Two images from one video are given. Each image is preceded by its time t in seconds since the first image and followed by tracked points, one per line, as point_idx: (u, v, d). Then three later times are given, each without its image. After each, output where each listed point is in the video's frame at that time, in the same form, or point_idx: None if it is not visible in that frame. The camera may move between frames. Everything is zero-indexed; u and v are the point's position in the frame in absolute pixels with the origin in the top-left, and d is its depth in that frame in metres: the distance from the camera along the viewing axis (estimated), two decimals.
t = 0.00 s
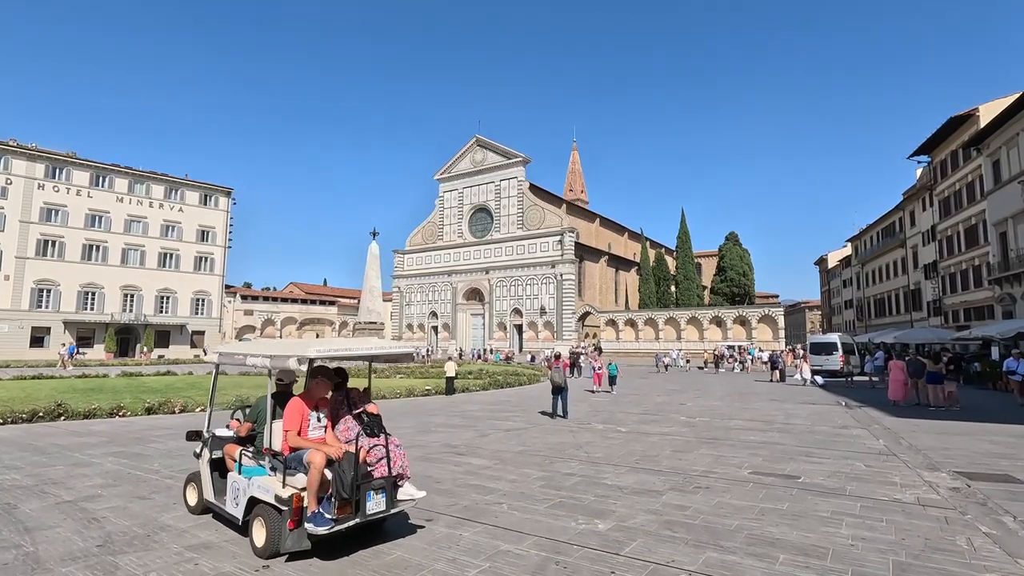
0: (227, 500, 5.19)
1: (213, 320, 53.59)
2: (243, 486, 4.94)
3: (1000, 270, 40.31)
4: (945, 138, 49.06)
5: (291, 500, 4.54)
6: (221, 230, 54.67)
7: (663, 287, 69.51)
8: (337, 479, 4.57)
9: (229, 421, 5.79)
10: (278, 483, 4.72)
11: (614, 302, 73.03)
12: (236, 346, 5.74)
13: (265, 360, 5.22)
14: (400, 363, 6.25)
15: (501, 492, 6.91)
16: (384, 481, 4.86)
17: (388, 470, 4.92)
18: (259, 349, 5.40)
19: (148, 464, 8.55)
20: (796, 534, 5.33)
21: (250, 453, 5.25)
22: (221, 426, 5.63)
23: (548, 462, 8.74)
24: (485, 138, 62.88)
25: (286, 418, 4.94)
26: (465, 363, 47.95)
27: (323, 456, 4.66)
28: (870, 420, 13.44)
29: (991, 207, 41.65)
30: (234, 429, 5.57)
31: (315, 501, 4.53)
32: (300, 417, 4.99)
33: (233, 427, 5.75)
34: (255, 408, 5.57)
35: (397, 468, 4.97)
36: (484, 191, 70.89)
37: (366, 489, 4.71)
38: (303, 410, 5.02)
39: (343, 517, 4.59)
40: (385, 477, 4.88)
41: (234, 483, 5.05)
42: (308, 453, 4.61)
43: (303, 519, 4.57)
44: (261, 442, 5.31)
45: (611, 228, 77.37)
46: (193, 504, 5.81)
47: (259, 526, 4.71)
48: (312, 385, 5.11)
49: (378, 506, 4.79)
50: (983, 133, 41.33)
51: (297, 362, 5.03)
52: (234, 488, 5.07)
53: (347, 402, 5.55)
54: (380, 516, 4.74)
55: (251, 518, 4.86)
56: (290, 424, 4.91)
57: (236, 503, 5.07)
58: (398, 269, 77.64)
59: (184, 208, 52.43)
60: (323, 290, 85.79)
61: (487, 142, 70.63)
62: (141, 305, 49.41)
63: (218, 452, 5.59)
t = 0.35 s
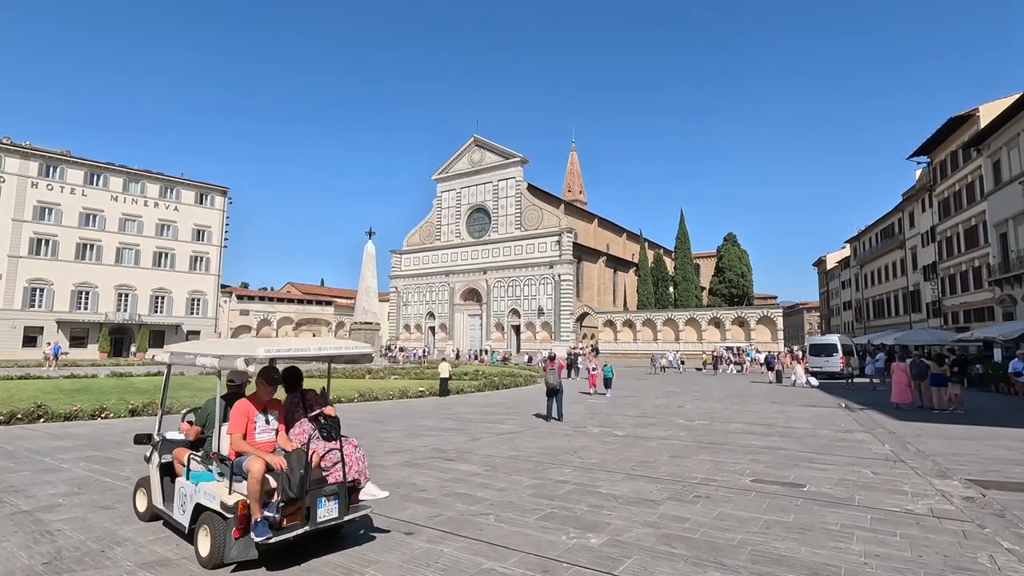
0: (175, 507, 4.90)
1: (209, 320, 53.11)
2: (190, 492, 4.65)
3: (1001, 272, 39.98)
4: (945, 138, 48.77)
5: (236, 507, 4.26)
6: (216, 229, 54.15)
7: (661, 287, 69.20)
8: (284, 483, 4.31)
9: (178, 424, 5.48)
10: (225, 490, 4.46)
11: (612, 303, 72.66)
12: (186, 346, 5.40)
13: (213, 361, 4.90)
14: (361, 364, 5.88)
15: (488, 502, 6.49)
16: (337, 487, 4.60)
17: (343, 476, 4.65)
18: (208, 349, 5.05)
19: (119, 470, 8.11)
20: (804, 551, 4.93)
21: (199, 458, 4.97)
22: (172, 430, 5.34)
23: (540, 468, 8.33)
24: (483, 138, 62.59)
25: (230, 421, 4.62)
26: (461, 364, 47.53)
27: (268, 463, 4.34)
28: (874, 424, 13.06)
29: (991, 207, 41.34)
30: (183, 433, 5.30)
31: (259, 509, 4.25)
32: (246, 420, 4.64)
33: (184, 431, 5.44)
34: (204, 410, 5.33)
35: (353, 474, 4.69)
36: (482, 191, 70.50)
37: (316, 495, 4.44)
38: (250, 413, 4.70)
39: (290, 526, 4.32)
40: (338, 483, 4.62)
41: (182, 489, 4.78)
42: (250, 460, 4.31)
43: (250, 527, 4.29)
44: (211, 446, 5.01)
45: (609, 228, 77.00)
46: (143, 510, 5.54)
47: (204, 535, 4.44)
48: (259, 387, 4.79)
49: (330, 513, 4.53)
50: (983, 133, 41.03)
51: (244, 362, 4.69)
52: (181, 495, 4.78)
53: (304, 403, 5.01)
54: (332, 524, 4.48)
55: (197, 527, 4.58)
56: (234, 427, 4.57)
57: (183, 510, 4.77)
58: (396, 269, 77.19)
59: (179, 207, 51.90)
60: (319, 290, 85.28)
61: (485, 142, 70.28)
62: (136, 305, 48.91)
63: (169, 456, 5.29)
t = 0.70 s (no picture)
0: (106, 517, 4.58)
1: (198, 320, 52.36)
2: (119, 501, 4.34)
3: (993, 272, 39.95)
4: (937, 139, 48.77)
5: (165, 517, 3.97)
6: (206, 227, 53.36)
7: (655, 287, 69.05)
8: (219, 490, 4.05)
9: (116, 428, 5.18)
10: (155, 500, 4.15)
11: (606, 303, 72.42)
12: (123, 347, 5.09)
13: (146, 362, 4.60)
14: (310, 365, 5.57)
15: (467, 514, 6.05)
16: (278, 495, 4.35)
17: (285, 484, 4.39)
18: (142, 349, 4.72)
19: (77, 479, 7.59)
20: (805, 570, 4.55)
21: (131, 465, 4.62)
22: (109, 435, 5.04)
23: (525, 475, 7.93)
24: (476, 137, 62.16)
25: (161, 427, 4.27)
26: (453, 364, 47.10)
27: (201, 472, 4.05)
28: (870, 426, 12.78)
29: (983, 208, 41.32)
30: (116, 437, 4.96)
31: (188, 521, 3.95)
32: (180, 424, 4.31)
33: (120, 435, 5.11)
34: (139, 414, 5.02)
35: (296, 482, 4.44)
36: (475, 189, 70.00)
37: (253, 504, 4.19)
38: (184, 417, 4.38)
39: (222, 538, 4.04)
40: (280, 491, 4.37)
41: (113, 498, 4.46)
42: (180, 468, 4.00)
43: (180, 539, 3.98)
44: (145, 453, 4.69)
45: (602, 228, 76.71)
46: (78, 520, 5.21)
47: (132, 548, 4.13)
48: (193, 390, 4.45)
49: (269, 523, 4.28)
50: (976, 134, 40.97)
51: (176, 364, 4.38)
52: (112, 504, 4.47)
53: (248, 407, 4.88)
54: (271, 535, 4.23)
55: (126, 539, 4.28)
56: (167, 433, 4.24)
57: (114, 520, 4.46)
58: (388, 269, 76.58)
59: (168, 205, 51.03)
60: (311, 290, 84.51)
61: (478, 141, 69.82)
62: (123, 304, 48.16)
63: (102, 464, 4.95)
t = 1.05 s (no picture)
0: None
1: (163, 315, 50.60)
2: (8, 508, 3.97)
3: (955, 271, 41.05)
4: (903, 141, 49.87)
5: (54, 526, 3.63)
6: (172, 219, 51.52)
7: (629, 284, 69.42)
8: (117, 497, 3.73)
9: (9, 428, 4.75)
10: (45, 506, 3.79)
11: (581, 299, 72.50)
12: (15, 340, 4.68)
13: (39, 356, 4.27)
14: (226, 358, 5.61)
15: (426, 521, 5.63)
16: (186, 499, 4.05)
17: (196, 486, 4.12)
18: (34, 343, 4.36)
19: None
20: None
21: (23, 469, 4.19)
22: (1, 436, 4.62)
23: (491, 477, 7.52)
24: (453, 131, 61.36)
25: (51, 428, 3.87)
26: (428, 361, 46.46)
27: (94, 476, 3.70)
28: (841, 422, 12.75)
29: (947, 208, 42.42)
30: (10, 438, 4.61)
31: (79, 529, 3.61)
32: (73, 426, 3.91)
33: (14, 436, 4.70)
34: (34, 414, 4.60)
35: (209, 485, 4.19)
36: (451, 184, 69.22)
37: (156, 509, 3.87)
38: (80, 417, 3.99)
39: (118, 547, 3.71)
40: (189, 494, 4.07)
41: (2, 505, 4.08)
42: (69, 471, 3.64)
43: (71, 549, 3.65)
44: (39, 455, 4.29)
45: (579, 225, 76.74)
46: None
47: (22, 558, 3.80)
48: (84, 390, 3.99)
49: (175, 528, 3.96)
50: (941, 136, 42.01)
51: (69, 359, 4.07)
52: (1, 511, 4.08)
53: (166, 405, 4.68)
54: (176, 542, 3.92)
55: (15, 550, 3.91)
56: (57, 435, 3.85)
57: (4, 529, 4.09)
58: (362, 264, 75.28)
59: (131, 195, 49.01)
60: (283, 285, 82.63)
61: (454, 135, 69.02)
62: (83, 298, 46.26)
63: None
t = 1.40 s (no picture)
0: None
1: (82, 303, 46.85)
2: None
3: (877, 265, 43.64)
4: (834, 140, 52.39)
5: None
6: (92, 200, 47.65)
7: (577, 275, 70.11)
8: None
9: None
10: None
11: (529, 289, 72.63)
12: None
13: None
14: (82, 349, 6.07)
15: (346, 526, 5.17)
16: (26, 508, 3.63)
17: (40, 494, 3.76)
18: None
19: None
20: None
21: None
22: None
23: (425, 474, 7.11)
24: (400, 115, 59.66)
25: None
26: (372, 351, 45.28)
27: None
28: (775, 409, 13.10)
29: (871, 206, 44.95)
30: None
31: None
32: None
33: None
34: None
35: (57, 493, 3.85)
36: (398, 170, 67.47)
37: None
38: None
39: None
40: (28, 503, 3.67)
41: None
42: None
43: None
44: None
45: (528, 215, 76.67)
46: None
47: None
48: None
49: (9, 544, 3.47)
50: (867, 137, 44.36)
51: None
52: None
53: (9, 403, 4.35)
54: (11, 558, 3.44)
55: None
56: None
57: None
58: (304, 250, 72.48)
59: (43, 171, 44.86)
60: (218, 272, 78.47)
61: (402, 120, 67.22)
62: None
63: None
